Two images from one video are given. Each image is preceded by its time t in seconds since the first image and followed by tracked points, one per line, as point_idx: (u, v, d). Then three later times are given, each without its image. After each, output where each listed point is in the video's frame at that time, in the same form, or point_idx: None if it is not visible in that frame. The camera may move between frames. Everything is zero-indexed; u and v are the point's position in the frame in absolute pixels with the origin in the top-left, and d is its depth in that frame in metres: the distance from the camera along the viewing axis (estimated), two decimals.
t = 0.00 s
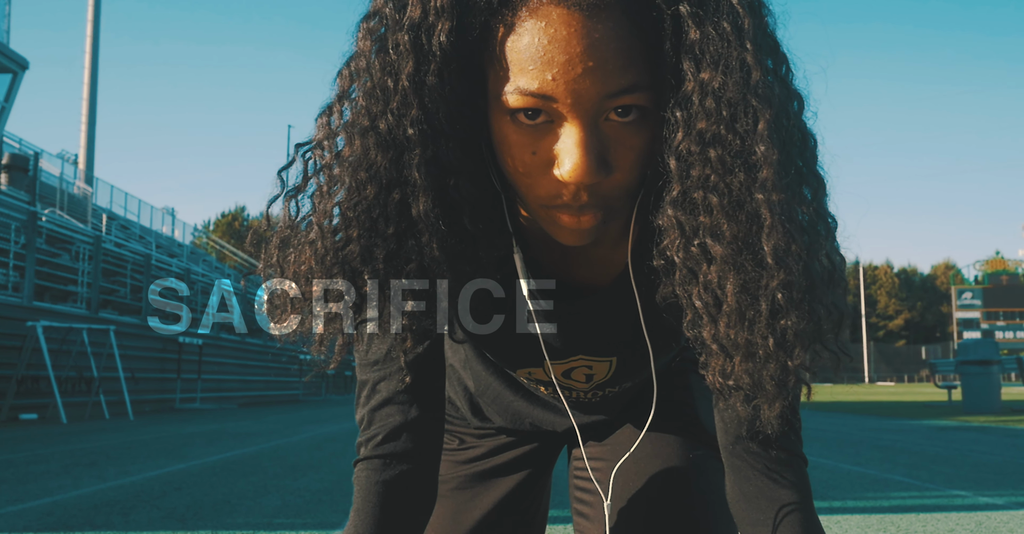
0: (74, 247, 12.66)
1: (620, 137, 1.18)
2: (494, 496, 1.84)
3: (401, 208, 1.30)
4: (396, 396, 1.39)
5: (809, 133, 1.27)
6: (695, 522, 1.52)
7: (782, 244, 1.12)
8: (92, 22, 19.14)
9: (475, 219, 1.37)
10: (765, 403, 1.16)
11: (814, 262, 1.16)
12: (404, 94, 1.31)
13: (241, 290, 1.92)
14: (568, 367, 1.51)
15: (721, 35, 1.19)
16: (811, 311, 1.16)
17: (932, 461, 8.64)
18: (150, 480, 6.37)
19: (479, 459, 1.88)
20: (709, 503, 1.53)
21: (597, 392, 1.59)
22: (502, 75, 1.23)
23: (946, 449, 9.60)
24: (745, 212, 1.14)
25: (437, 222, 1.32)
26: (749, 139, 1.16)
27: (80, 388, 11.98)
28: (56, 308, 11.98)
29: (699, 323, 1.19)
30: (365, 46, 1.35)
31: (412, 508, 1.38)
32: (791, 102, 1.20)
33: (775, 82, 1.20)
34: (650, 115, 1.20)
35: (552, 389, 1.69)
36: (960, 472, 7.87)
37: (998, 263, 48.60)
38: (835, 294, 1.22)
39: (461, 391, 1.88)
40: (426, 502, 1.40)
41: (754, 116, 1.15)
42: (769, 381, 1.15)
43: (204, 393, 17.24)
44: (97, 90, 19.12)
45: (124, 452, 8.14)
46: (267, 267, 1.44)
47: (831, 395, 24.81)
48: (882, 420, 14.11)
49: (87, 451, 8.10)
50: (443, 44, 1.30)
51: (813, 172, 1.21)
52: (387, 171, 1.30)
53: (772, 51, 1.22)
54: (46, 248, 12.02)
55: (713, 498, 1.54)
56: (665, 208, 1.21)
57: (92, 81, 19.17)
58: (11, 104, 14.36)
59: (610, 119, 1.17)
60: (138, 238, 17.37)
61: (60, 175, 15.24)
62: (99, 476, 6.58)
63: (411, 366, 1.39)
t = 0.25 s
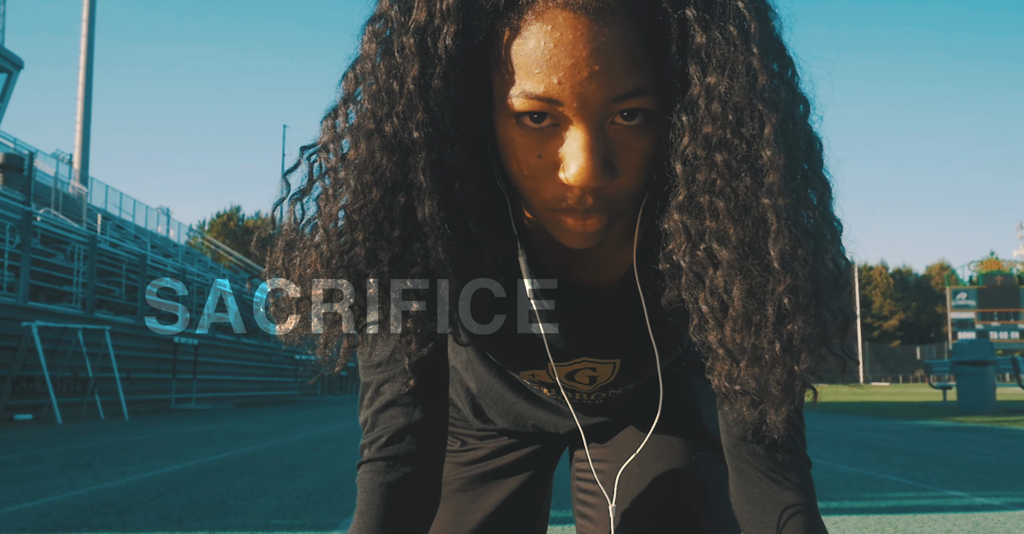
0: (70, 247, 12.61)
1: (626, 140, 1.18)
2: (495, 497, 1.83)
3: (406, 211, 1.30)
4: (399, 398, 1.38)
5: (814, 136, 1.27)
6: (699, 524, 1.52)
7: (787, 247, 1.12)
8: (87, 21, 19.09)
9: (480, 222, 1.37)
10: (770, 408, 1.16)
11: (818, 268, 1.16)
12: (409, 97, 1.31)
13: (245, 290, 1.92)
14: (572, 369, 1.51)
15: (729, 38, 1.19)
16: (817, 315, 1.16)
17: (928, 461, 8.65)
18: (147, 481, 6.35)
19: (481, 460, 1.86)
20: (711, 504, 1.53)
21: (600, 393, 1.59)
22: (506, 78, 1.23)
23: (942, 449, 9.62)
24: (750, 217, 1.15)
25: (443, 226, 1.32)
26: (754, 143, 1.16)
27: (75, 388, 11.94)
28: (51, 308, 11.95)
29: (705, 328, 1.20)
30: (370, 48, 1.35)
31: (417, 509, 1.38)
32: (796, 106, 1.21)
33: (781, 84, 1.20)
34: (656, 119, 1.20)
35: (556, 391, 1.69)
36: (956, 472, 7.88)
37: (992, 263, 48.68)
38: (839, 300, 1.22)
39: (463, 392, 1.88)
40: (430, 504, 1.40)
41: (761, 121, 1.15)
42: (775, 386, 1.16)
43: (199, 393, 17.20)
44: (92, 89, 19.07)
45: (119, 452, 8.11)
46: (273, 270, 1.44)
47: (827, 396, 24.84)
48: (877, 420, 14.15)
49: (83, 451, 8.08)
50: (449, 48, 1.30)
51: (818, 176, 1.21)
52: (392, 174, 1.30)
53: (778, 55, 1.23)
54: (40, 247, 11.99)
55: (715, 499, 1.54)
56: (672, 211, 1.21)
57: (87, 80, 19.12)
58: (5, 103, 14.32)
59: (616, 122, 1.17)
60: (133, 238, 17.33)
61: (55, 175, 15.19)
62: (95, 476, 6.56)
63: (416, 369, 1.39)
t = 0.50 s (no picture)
0: (62, 247, 12.59)
1: (629, 145, 1.18)
2: (495, 499, 1.82)
3: (409, 215, 1.30)
4: (401, 400, 1.38)
5: (817, 141, 1.27)
6: (699, 527, 1.52)
7: (791, 252, 1.12)
8: (81, 20, 19.04)
9: (482, 226, 1.37)
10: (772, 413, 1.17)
11: (822, 272, 1.16)
12: (413, 101, 1.31)
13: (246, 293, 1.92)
14: (573, 371, 1.51)
15: (733, 44, 1.20)
16: (820, 321, 1.16)
17: (923, 462, 8.67)
18: (142, 482, 6.33)
19: (480, 463, 1.86)
20: (713, 507, 1.53)
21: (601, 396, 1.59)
22: (509, 83, 1.23)
23: (936, 449, 9.65)
24: (754, 222, 1.15)
25: (446, 231, 1.32)
26: (759, 149, 1.16)
27: (69, 388, 11.91)
28: (44, 308, 11.90)
29: (708, 333, 1.20)
30: (373, 52, 1.35)
31: (418, 512, 1.37)
32: (799, 112, 1.21)
33: (784, 90, 1.21)
34: (659, 124, 1.20)
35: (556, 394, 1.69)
36: (951, 473, 7.90)
37: (985, 263, 48.84)
38: (843, 304, 1.22)
39: (463, 394, 1.87)
40: (432, 507, 1.40)
41: (764, 127, 1.15)
42: (778, 391, 1.16)
43: (193, 394, 17.17)
44: (85, 89, 19.02)
45: (114, 453, 8.09)
46: (276, 273, 1.44)
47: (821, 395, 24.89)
48: (872, 420, 14.18)
49: (77, 451, 8.05)
50: (452, 51, 1.30)
51: (821, 182, 1.21)
52: (395, 178, 1.30)
53: (782, 60, 1.23)
54: (33, 247, 11.95)
55: (716, 502, 1.54)
56: (675, 216, 1.21)
57: (81, 80, 19.06)
58: None
59: (619, 127, 1.17)
60: (127, 238, 17.28)
61: (48, 175, 15.14)
62: (90, 477, 6.55)
63: (419, 373, 1.39)
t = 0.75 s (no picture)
0: (55, 246, 12.60)
1: (632, 148, 1.18)
2: (494, 500, 1.81)
3: (413, 219, 1.31)
4: (404, 402, 1.39)
5: (819, 146, 1.28)
6: (701, 527, 1.52)
7: (794, 256, 1.13)
8: (74, 19, 18.99)
9: (485, 229, 1.38)
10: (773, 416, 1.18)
11: (824, 276, 1.17)
12: (417, 105, 1.32)
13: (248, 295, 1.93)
14: (575, 373, 1.52)
15: (736, 49, 1.21)
16: (822, 325, 1.17)
17: (917, 462, 8.69)
18: (136, 482, 6.32)
19: (481, 463, 1.86)
20: (714, 508, 1.53)
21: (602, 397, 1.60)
22: (513, 88, 1.24)
23: (930, 449, 9.67)
24: (756, 227, 1.16)
25: (450, 234, 1.33)
26: (762, 154, 1.17)
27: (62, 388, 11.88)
28: (38, 307, 11.87)
29: (711, 337, 1.21)
30: (377, 56, 1.36)
31: (420, 514, 1.38)
32: (802, 116, 1.22)
33: (787, 94, 1.22)
34: (663, 128, 1.21)
35: (557, 395, 1.70)
36: (945, 473, 7.92)
37: (978, 263, 48.90)
38: (845, 307, 1.24)
39: (463, 395, 1.88)
40: (434, 509, 1.40)
41: (768, 132, 1.16)
42: (781, 394, 1.17)
43: (187, 393, 17.14)
44: (78, 88, 18.96)
45: (108, 453, 8.08)
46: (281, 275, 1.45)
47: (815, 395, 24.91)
48: (866, 420, 14.22)
49: (71, 452, 8.03)
50: (456, 56, 1.31)
51: (823, 186, 1.22)
52: (399, 182, 1.31)
53: (785, 64, 1.25)
54: (26, 247, 11.92)
55: (718, 502, 1.54)
56: (679, 220, 1.22)
57: (74, 79, 19.01)
58: None
59: (623, 131, 1.18)
60: (120, 237, 17.22)
61: (41, 174, 15.10)
62: (84, 477, 6.54)
63: (422, 375, 1.39)
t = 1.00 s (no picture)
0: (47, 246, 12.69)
1: (635, 153, 1.20)
2: (493, 500, 1.81)
3: (417, 221, 1.32)
4: (406, 402, 1.39)
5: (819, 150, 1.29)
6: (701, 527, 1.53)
7: (796, 260, 1.15)
8: (66, 18, 18.94)
9: (488, 232, 1.39)
10: (775, 418, 1.19)
11: (825, 280, 1.19)
12: (421, 109, 1.33)
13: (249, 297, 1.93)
14: (576, 374, 1.53)
15: (739, 54, 1.22)
16: (823, 328, 1.19)
17: (910, 462, 8.72)
18: (130, 483, 6.31)
19: (479, 464, 1.86)
20: (713, 508, 1.54)
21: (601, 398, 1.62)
22: (517, 93, 1.26)
23: (922, 450, 9.72)
24: (758, 231, 1.17)
25: (454, 237, 1.34)
26: (764, 159, 1.19)
27: (54, 389, 11.84)
28: (30, 308, 11.82)
29: (713, 340, 1.22)
30: (380, 60, 1.37)
31: (422, 514, 1.38)
32: (803, 121, 1.23)
33: (788, 100, 1.23)
34: (665, 132, 1.22)
35: (557, 396, 1.71)
36: (937, 473, 7.95)
37: (969, 264, 49.07)
38: (846, 310, 1.25)
39: (463, 396, 1.89)
40: (436, 511, 1.40)
41: (769, 138, 1.18)
42: (782, 397, 1.18)
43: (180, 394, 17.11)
44: (70, 87, 18.91)
45: (101, 454, 8.06)
46: (285, 277, 1.46)
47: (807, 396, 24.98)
48: (858, 420, 14.27)
49: (64, 452, 8.01)
50: (460, 60, 1.32)
51: (824, 190, 1.24)
52: (403, 185, 1.32)
53: (786, 69, 1.26)
54: (18, 247, 11.89)
55: (717, 503, 1.55)
56: (680, 224, 1.24)
57: (66, 79, 18.95)
58: None
59: (626, 135, 1.19)
60: (112, 237, 17.17)
61: (33, 173, 15.04)
62: (78, 478, 6.53)
63: (425, 377, 1.40)
